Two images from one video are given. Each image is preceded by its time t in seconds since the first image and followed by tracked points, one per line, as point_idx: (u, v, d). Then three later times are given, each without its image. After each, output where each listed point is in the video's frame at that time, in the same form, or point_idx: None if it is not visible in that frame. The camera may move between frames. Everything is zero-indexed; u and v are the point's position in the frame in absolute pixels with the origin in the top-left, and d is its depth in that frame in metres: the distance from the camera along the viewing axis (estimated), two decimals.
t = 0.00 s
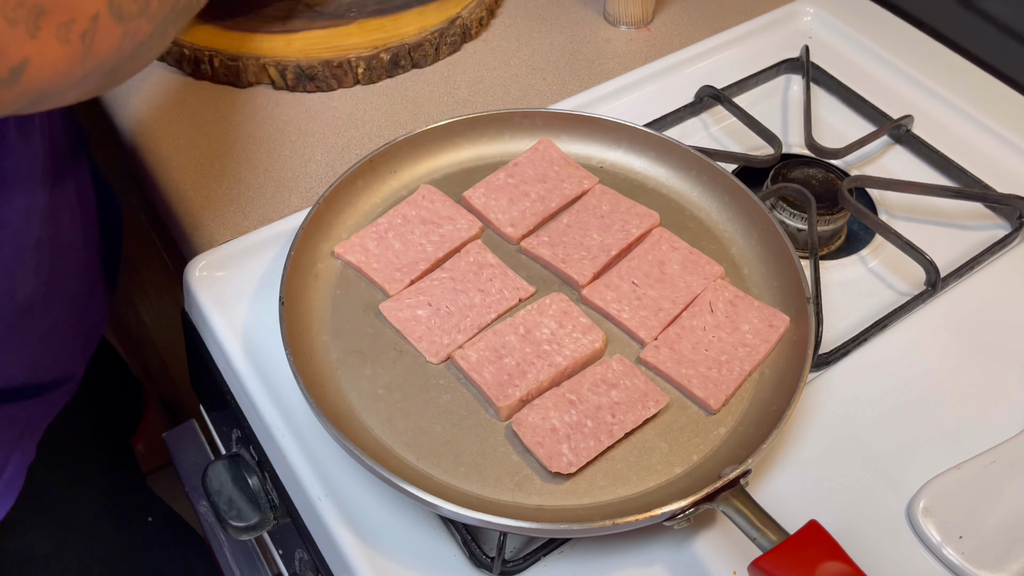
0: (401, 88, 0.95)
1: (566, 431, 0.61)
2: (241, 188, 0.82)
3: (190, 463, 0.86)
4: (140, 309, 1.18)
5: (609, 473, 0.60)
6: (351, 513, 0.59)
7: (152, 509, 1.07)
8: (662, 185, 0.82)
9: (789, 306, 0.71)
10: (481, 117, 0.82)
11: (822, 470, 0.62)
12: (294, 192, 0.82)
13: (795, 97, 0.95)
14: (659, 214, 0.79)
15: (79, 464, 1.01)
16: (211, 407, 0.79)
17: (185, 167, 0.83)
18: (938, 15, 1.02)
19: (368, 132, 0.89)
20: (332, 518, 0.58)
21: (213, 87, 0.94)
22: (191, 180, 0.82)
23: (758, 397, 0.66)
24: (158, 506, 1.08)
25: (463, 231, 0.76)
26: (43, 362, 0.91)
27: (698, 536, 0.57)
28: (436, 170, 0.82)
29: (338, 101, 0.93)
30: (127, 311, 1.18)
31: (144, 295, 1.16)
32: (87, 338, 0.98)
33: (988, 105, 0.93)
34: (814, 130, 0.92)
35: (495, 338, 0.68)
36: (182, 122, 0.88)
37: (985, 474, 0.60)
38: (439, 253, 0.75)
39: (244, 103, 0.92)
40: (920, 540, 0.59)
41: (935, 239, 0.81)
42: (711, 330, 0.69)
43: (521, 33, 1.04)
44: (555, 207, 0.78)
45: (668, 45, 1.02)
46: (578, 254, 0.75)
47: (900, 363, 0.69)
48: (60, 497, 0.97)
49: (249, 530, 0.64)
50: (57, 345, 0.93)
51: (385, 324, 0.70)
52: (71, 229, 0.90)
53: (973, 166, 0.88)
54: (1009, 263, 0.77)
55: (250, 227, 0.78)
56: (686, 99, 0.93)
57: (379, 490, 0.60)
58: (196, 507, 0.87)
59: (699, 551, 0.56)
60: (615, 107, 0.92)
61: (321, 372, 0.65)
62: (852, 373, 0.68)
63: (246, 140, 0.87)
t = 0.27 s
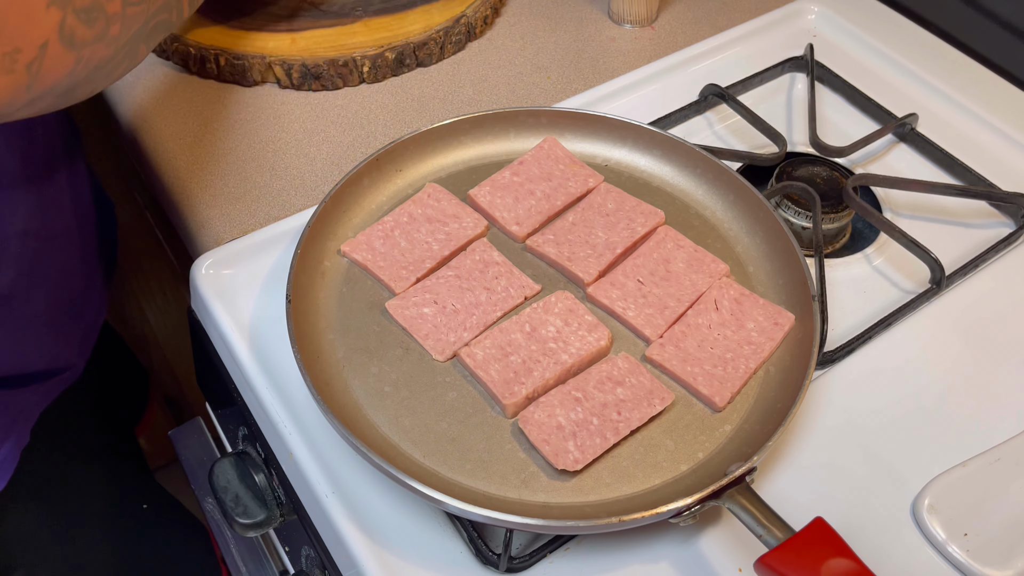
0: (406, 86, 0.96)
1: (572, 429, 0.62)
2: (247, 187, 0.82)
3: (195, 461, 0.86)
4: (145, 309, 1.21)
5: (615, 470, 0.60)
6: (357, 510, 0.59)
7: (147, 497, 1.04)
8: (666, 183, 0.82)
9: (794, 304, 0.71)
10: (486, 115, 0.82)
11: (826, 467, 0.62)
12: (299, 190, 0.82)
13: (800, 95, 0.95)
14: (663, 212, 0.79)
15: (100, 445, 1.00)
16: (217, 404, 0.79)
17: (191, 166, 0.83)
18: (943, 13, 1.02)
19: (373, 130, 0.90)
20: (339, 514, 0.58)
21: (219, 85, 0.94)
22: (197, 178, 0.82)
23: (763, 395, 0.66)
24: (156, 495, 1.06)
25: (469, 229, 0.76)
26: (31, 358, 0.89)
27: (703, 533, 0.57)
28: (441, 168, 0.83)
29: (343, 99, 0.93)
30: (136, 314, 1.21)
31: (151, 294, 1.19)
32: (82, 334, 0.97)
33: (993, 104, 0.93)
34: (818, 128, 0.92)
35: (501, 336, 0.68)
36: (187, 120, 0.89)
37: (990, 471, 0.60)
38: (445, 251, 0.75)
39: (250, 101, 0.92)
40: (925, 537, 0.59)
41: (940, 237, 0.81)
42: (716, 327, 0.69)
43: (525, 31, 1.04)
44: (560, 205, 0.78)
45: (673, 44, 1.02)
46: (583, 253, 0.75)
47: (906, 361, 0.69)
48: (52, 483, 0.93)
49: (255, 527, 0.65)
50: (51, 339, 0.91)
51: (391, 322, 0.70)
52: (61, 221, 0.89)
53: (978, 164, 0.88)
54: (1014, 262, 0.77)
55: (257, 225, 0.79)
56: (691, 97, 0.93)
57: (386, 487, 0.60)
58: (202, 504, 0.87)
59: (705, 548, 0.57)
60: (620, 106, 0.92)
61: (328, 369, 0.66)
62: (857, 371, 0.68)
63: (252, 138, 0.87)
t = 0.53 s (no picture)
0: (405, 85, 0.95)
1: (570, 429, 0.61)
2: (245, 186, 0.82)
3: (194, 460, 0.86)
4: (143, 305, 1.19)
5: (613, 471, 0.60)
6: (354, 511, 0.59)
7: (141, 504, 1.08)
8: (665, 182, 0.82)
9: (793, 303, 0.71)
10: (485, 114, 0.81)
11: (826, 468, 0.62)
12: (297, 189, 0.82)
13: (800, 93, 0.95)
14: (662, 211, 0.78)
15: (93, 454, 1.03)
16: (215, 405, 0.79)
17: (189, 165, 0.83)
18: (944, 12, 1.02)
19: (371, 130, 0.89)
20: (336, 515, 0.58)
21: (217, 84, 0.94)
22: (195, 177, 0.82)
23: (762, 395, 0.65)
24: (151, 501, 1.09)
25: (467, 228, 0.76)
26: (24, 360, 0.88)
27: (701, 534, 0.57)
28: (439, 168, 0.82)
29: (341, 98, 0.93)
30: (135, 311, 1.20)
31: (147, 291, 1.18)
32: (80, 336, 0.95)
33: (994, 102, 0.93)
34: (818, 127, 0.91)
35: (500, 336, 0.68)
36: (184, 119, 0.88)
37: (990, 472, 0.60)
38: (443, 251, 0.75)
39: (248, 100, 0.92)
40: (924, 538, 0.58)
41: (940, 236, 0.81)
42: (715, 327, 0.69)
43: (525, 29, 1.03)
44: (558, 205, 0.78)
45: (672, 42, 1.01)
46: (582, 252, 0.75)
47: (906, 361, 0.69)
48: (42, 488, 0.95)
49: (252, 527, 0.65)
50: (44, 340, 0.90)
51: (389, 321, 0.70)
52: (53, 224, 0.88)
53: (979, 163, 0.88)
54: (1014, 261, 0.77)
55: (254, 224, 0.78)
56: (690, 96, 0.93)
57: (383, 488, 0.60)
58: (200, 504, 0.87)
59: (703, 549, 0.56)
60: (618, 105, 0.92)
61: (325, 369, 0.65)
62: (857, 370, 0.68)
63: (251, 137, 0.87)
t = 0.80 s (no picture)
0: (406, 82, 0.95)
1: (570, 426, 0.61)
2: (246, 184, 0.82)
3: (195, 457, 0.86)
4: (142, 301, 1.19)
5: (613, 467, 0.60)
6: (355, 507, 0.59)
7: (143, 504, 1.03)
8: (666, 179, 0.82)
9: (793, 300, 0.71)
10: (485, 112, 0.81)
11: (826, 464, 0.62)
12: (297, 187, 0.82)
13: (800, 91, 0.95)
14: (662, 208, 0.78)
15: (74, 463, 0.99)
16: (217, 402, 0.79)
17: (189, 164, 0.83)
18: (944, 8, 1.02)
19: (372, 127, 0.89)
20: (337, 512, 0.58)
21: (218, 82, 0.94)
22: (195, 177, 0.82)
23: (762, 391, 0.65)
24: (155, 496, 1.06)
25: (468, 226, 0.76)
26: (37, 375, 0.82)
27: (702, 530, 0.57)
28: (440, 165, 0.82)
29: (341, 96, 0.93)
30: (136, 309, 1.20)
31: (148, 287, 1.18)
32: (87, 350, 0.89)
33: (994, 99, 0.93)
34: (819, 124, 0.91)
35: (500, 333, 0.68)
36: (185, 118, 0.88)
37: (990, 468, 0.60)
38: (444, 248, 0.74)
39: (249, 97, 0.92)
40: (925, 534, 0.58)
41: (941, 233, 0.81)
42: (715, 324, 0.69)
43: (525, 27, 1.03)
44: (559, 202, 0.78)
45: (672, 39, 1.01)
46: (582, 249, 0.75)
47: (907, 358, 0.69)
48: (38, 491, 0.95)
49: (254, 524, 0.65)
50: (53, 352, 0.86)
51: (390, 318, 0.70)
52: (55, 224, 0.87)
53: (979, 159, 0.88)
54: (1015, 258, 0.77)
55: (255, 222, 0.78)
56: (691, 93, 0.93)
57: (384, 485, 0.60)
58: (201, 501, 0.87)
59: (703, 545, 0.56)
60: (618, 102, 0.92)
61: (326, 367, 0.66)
62: (858, 367, 0.68)
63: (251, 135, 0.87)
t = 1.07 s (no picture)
0: (401, 80, 0.95)
1: (563, 425, 0.61)
2: (240, 182, 0.82)
3: (189, 456, 0.86)
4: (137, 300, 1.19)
5: (606, 466, 0.60)
6: (347, 507, 0.59)
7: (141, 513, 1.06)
8: (661, 177, 0.81)
9: (788, 298, 0.71)
10: (480, 110, 0.81)
11: (819, 463, 0.62)
12: (291, 185, 0.82)
13: (796, 88, 0.94)
14: (657, 206, 0.78)
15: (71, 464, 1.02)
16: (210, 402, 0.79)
17: (183, 162, 0.83)
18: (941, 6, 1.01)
19: (366, 126, 0.89)
20: (329, 512, 0.58)
21: (212, 81, 0.93)
22: (189, 175, 0.82)
23: (756, 389, 0.65)
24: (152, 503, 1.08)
25: (462, 224, 0.76)
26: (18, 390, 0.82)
27: (695, 529, 0.57)
28: (434, 163, 0.82)
29: (336, 94, 0.93)
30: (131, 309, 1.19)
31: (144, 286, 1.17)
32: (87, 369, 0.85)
33: (991, 97, 0.93)
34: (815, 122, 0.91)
35: (494, 332, 0.68)
36: (180, 116, 0.88)
37: (985, 466, 0.60)
38: (438, 246, 0.74)
39: (243, 96, 0.91)
40: (919, 533, 0.58)
41: (937, 231, 0.81)
42: (709, 322, 0.69)
43: (521, 25, 1.03)
44: (553, 200, 0.78)
45: (668, 37, 1.01)
46: (576, 247, 0.75)
47: (902, 356, 0.69)
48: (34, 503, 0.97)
49: (247, 524, 0.65)
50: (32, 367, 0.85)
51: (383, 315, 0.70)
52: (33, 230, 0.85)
53: (975, 157, 0.87)
54: (1010, 256, 0.77)
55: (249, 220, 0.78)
56: (687, 91, 0.92)
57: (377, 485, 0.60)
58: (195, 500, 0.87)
59: (696, 544, 0.56)
60: (614, 100, 0.91)
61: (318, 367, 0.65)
62: (852, 365, 0.68)
63: (245, 134, 0.87)
